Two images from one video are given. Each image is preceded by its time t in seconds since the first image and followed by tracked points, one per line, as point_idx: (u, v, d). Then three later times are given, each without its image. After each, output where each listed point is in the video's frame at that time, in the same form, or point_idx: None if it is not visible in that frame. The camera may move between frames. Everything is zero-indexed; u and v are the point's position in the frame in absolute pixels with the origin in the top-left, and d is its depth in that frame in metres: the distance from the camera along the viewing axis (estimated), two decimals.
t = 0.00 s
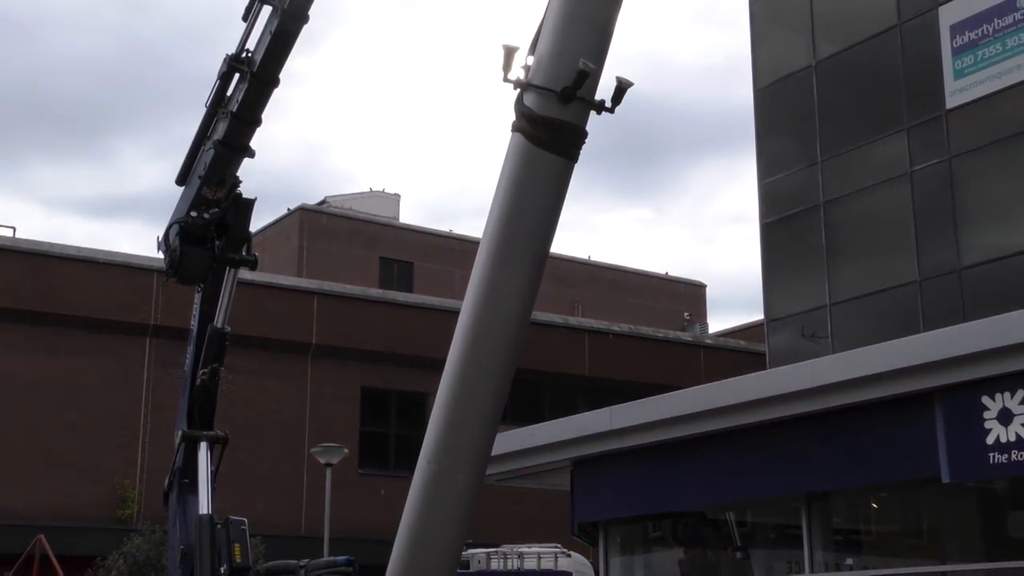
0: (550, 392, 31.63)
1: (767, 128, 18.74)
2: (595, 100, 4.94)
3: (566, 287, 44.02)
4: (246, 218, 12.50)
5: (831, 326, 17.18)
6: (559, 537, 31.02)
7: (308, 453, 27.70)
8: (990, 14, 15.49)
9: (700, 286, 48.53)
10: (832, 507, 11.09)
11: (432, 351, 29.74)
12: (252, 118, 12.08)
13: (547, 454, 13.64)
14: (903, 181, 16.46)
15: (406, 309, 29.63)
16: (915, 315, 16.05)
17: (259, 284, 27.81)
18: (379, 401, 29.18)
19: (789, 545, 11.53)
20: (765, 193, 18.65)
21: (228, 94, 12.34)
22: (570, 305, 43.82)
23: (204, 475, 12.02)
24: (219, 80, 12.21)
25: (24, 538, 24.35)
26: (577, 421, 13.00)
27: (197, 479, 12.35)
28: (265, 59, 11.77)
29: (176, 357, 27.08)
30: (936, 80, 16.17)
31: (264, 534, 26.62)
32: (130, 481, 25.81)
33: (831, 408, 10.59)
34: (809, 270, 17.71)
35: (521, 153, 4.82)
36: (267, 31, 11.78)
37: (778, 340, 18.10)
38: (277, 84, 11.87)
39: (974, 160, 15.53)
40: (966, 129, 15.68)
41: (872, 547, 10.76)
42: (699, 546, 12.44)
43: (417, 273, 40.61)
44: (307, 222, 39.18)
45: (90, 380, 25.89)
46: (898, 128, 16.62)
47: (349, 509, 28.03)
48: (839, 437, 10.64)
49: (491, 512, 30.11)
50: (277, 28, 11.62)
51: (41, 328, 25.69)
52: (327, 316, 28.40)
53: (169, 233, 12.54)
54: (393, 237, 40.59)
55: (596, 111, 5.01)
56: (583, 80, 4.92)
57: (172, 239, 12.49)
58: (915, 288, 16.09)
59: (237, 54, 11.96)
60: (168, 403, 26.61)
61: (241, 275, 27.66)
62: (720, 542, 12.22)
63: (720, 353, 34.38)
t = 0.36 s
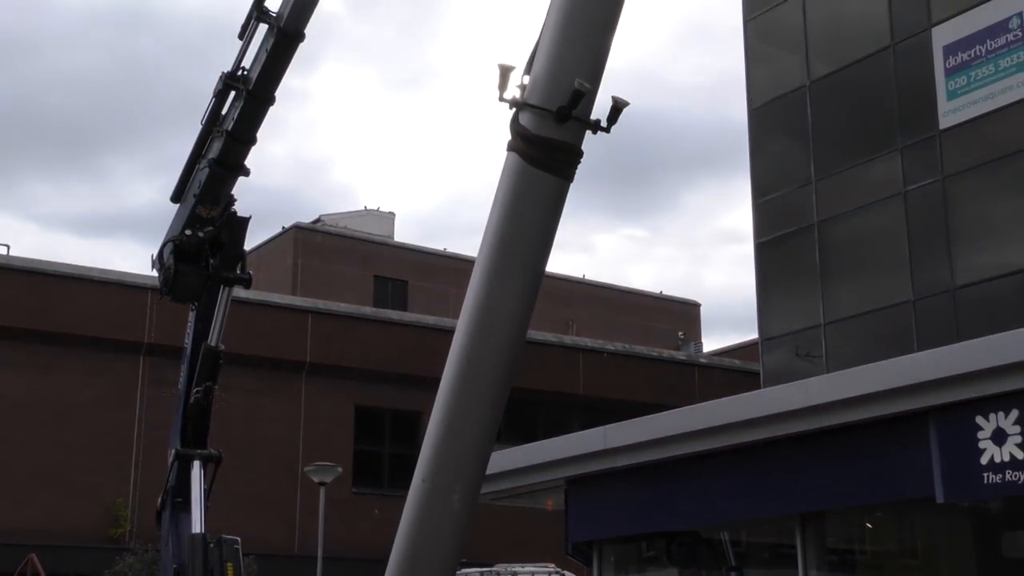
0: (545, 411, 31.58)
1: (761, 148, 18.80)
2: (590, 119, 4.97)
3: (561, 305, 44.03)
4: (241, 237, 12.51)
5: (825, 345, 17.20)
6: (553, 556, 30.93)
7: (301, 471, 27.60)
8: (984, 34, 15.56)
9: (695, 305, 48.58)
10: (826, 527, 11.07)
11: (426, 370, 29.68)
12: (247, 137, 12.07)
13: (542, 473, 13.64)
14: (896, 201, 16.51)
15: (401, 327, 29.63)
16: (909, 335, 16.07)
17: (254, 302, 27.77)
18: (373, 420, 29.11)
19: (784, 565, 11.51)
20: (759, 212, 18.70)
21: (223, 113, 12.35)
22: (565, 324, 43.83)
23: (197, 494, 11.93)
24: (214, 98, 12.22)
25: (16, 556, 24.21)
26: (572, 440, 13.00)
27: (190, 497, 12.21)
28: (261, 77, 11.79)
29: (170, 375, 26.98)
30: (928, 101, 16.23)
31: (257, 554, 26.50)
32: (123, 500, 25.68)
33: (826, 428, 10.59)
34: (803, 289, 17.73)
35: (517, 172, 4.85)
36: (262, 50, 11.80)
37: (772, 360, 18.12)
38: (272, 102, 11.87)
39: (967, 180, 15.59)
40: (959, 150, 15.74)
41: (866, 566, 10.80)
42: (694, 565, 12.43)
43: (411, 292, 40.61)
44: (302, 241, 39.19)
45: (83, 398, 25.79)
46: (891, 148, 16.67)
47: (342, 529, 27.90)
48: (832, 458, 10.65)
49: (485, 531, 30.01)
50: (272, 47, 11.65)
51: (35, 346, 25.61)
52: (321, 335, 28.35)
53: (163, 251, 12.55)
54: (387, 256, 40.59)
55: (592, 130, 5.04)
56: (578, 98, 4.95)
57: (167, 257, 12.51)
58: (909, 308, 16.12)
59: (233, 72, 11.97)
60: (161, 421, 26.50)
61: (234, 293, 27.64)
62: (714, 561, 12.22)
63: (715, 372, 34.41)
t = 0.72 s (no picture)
0: (539, 428, 31.52)
1: (756, 167, 18.83)
2: (585, 136, 4.98)
3: (555, 323, 44.03)
4: (235, 254, 12.49)
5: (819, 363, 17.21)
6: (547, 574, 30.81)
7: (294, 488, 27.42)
8: (975, 54, 15.75)
9: (688, 322, 48.62)
10: (820, 546, 11.11)
11: (420, 386, 29.63)
12: (242, 153, 12.07)
13: (537, 491, 13.65)
14: (890, 220, 16.53)
15: (396, 344, 29.60)
16: (903, 354, 16.08)
17: (248, 318, 27.70)
18: (366, 437, 29.05)
19: None
20: (754, 230, 18.73)
21: (218, 128, 12.36)
22: (559, 341, 43.81)
23: (190, 510, 11.88)
24: (209, 114, 12.23)
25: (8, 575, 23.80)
26: (566, 458, 12.97)
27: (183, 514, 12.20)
28: (256, 93, 11.80)
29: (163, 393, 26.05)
30: (922, 121, 16.31)
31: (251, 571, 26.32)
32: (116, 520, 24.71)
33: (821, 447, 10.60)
34: (797, 307, 17.74)
35: (512, 189, 4.87)
36: (258, 65, 11.81)
37: (766, 377, 18.15)
38: (268, 119, 11.88)
39: (961, 199, 15.62)
40: (953, 169, 15.77)
41: None
42: None
43: (405, 308, 40.61)
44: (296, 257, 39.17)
45: (75, 415, 24.83)
46: (886, 167, 16.71)
47: (336, 546, 27.78)
48: (826, 477, 10.66)
49: (479, 548, 29.93)
50: (267, 63, 11.67)
51: (25, 362, 24.69)
52: (315, 351, 28.32)
53: (157, 267, 12.53)
54: (382, 272, 40.57)
55: (587, 148, 5.05)
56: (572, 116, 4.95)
57: (161, 273, 12.48)
58: (903, 326, 16.13)
59: (229, 88, 11.99)
60: (155, 439, 25.64)
61: (229, 310, 27.54)
62: None
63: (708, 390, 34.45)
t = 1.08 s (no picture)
0: (532, 445, 31.49)
1: (750, 185, 18.90)
2: (580, 152, 5.31)
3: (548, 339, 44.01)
4: (228, 269, 12.45)
5: (812, 380, 17.22)
6: None
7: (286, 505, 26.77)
8: (966, 73, 15.82)
9: (679, 339, 48.67)
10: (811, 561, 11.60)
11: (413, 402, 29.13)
12: (236, 169, 12.09)
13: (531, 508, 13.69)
14: (882, 237, 16.58)
15: (386, 360, 29.08)
16: (896, 371, 16.07)
17: (243, 334, 27.13)
18: (358, 454, 28.51)
19: None
20: (747, 247, 18.76)
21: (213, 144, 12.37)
22: (552, 357, 43.77)
23: (182, 526, 11.79)
24: (204, 129, 12.25)
25: None
26: (559, 474, 13.09)
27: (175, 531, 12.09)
28: (251, 108, 11.82)
29: (156, 409, 25.08)
30: (915, 140, 16.35)
31: None
32: (107, 537, 23.76)
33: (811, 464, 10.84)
34: (790, 324, 17.77)
35: (507, 208, 5.21)
36: (253, 81, 11.84)
37: (759, 394, 18.13)
38: (262, 134, 11.89)
39: (954, 216, 15.67)
40: (945, 187, 15.83)
41: None
42: None
43: (398, 325, 40.63)
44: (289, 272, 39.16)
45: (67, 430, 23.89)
46: (878, 185, 16.77)
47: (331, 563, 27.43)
48: (818, 493, 10.91)
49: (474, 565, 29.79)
50: (263, 78, 11.69)
51: (14, 376, 23.64)
52: (308, 367, 27.75)
53: (149, 282, 12.48)
54: (375, 287, 40.57)
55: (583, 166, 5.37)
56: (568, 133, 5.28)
57: (153, 288, 12.42)
58: (895, 343, 16.15)
59: (224, 103, 12.01)
60: (146, 456, 24.61)
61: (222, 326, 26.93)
62: None
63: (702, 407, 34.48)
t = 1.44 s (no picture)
0: (524, 461, 31.43)
1: (741, 202, 18.95)
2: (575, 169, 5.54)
3: (541, 355, 43.98)
4: (220, 283, 12.35)
5: (804, 398, 17.24)
6: None
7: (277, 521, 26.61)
8: (957, 92, 15.88)
9: (671, 355, 48.67)
10: None
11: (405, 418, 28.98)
12: (229, 184, 12.11)
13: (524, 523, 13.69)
14: (874, 255, 16.62)
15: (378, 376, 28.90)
16: (888, 389, 16.09)
17: (234, 348, 26.98)
18: (349, 470, 28.33)
19: None
20: (738, 264, 18.83)
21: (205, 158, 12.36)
22: (545, 372, 43.72)
23: (172, 544, 11.80)
24: (196, 144, 12.24)
25: None
26: (551, 490, 13.09)
27: (164, 546, 12.04)
28: (245, 122, 11.83)
29: (147, 423, 24.82)
30: (907, 158, 16.40)
31: None
32: (96, 550, 23.46)
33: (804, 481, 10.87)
34: (782, 342, 17.79)
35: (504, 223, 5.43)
36: (246, 95, 11.84)
37: (751, 411, 18.15)
38: (256, 148, 11.91)
39: (946, 234, 15.72)
40: (936, 206, 15.89)
41: None
42: None
43: (390, 340, 40.60)
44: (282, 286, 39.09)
45: (57, 445, 23.65)
46: (869, 204, 16.83)
47: None
48: (812, 508, 10.94)
49: None
50: (257, 92, 11.71)
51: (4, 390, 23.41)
52: (300, 384, 27.58)
53: (140, 295, 12.33)
54: (368, 302, 40.53)
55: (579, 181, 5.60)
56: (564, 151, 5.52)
57: (145, 302, 12.27)
58: (886, 360, 16.19)
59: (217, 117, 12.01)
60: (137, 471, 24.33)
61: (215, 339, 26.81)
62: None
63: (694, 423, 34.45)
